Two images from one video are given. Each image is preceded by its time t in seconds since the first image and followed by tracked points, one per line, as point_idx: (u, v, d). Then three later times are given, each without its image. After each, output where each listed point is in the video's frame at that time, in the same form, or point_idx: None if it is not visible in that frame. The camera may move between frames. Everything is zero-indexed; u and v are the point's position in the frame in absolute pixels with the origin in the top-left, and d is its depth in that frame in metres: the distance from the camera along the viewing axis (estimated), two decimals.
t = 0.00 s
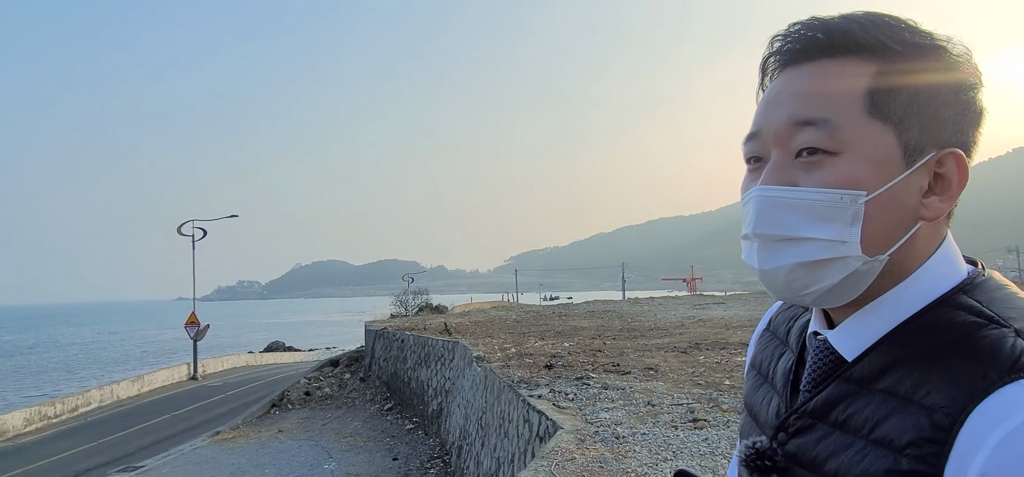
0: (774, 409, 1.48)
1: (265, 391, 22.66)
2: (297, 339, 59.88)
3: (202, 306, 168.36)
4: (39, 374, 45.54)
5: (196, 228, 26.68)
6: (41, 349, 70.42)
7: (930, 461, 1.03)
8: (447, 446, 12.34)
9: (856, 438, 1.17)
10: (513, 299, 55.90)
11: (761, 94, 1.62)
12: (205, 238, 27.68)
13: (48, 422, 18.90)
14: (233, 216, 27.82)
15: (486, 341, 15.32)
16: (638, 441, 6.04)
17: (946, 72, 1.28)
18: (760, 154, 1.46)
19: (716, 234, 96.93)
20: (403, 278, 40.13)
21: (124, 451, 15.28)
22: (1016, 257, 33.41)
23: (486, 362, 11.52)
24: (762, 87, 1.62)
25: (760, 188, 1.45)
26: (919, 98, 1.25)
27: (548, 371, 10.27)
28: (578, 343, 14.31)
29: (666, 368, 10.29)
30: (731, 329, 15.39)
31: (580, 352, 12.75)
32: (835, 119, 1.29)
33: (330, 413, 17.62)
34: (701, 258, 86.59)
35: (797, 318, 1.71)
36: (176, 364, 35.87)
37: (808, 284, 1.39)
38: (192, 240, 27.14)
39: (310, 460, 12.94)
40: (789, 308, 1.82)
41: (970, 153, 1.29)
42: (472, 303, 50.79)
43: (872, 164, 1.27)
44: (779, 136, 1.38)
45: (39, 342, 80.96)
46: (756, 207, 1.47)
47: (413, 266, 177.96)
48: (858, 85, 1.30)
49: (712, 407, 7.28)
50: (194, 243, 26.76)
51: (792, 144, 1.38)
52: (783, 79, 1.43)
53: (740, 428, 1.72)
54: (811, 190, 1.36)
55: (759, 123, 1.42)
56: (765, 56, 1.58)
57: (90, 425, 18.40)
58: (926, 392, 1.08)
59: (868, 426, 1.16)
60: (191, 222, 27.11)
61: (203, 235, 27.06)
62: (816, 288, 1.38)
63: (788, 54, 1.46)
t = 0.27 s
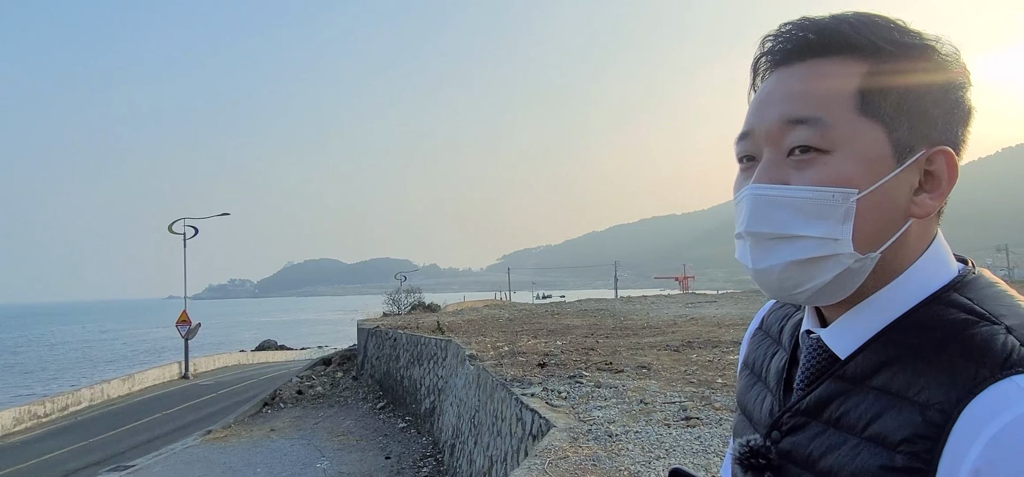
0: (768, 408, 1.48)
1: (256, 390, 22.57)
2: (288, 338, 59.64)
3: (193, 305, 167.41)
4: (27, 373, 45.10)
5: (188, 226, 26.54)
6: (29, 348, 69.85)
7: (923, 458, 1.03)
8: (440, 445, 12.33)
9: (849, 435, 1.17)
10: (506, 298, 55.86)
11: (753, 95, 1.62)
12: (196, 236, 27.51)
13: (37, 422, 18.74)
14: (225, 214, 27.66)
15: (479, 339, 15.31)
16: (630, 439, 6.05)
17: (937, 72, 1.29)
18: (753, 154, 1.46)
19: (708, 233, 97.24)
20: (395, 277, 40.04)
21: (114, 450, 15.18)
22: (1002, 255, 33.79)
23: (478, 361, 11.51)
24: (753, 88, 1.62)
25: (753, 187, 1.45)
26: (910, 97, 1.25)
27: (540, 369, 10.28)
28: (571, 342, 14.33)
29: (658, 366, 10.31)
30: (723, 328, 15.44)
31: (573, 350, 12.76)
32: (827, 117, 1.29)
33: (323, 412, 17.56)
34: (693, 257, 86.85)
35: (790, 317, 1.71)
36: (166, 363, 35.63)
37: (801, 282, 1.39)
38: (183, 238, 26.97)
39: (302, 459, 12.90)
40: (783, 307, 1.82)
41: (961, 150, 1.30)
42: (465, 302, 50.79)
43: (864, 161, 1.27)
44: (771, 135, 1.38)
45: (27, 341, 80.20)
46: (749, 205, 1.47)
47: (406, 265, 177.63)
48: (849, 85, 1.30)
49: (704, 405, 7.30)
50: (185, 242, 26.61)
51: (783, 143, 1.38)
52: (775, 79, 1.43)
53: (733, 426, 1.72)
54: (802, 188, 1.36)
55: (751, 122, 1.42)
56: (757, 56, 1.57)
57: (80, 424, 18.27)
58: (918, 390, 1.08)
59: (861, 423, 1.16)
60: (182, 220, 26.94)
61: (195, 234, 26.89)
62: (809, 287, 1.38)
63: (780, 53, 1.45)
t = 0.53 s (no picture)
0: (766, 406, 1.47)
1: (249, 388, 22.47)
2: (281, 336, 59.40)
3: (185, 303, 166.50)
4: (16, 372, 44.71)
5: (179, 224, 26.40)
6: (20, 346, 69.43)
7: (924, 453, 1.02)
8: (433, 443, 12.31)
9: (849, 433, 1.16)
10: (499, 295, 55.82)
11: (737, 101, 1.60)
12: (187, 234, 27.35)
13: (28, 421, 18.60)
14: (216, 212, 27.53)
15: (472, 337, 15.30)
16: (624, 436, 6.06)
17: (924, 69, 1.28)
18: (745, 158, 1.45)
19: (700, 231, 97.52)
20: (388, 275, 39.89)
21: (106, 449, 15.08)
22: (991, 251, 34.05)
23: (472, 359, 11.50)
24: (737, 94, 1.61)
25: (748, 188, 1.44)
26: (896, 94, 1.25)
27: (534, 367, 10.27)
28: (564, 340, 14.34)
29: (651, 364, 10.33)
30: (716, 325, 15.49)
31: (566, 348, 12.76)
32: (816, 117, 1.28)
33: (316, 410, 17.51)
34: (686, 255, 87.07)
35: (786, 315, 1.70)
36: (157, 362, 35.42)
37: (800, 281, 1.38)
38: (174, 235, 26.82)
39: (295, 457, 12.86)
40: (778, 305, 1.81)
41: (947, 144, 1.30)
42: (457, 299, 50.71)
43: (855, 157, 1.26)
44: (761, 138, 1.37)
45: (16, 340, 79.51)
46: (745, 207, 1.46)
47: (399, 263, 177.29)
48: (835, 85, 1.29)
49: (697, 403, 7.31)
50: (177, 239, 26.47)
51: (775, 145, 1.37)
52: (760, 84, 1.42)
53: (731, 425, 1.70)
54: (798, 187, 1.35)
55: (740, 127, 1.41)
56: (739, 62, 1.56)
57: (71, 423, 18.13)
58: (919, 387, 1.07)
59: (860, 421, 1.15)
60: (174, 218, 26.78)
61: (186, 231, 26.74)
62: (806, 286, 1.37)
63: (761, 61, 1.44)
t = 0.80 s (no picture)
0: (765, 403, 1.47)
1: (244, 387, 22.41)
2: (276, 334, 59.25)
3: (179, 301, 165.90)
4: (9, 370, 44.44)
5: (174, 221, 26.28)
6: (15, 344, 69.12)
7: (922, 450, 1.02)
8: (429, 441, 12.30)
9: (848, 430, 1.16)
10: (494, 293, 55.77)
11: (738, 99, 1.60)
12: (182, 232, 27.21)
13: (21, 419, 18.50)
14: (211, 210, 27.39)
15: (468, 335, 15.29)
16: (620, 434, 6.06)
17: (925, 69, 1.28)
18: (744, 155, 1.45)
19: (696, 229, 97.68)
20: (384, 273, 39.83)
21: (100, 448, 15.03)
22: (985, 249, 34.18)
23: (468, 357, 11.49)
24: (737, 92, 1.60)
25: (748, 185, 1.44)
26: (896, 91, 1.25)
27: (530, 365, 10.27)
28: (560, 338, 14.34)
29: (647, 362, 10.33)
30: (711, 323, 15.52)
31: (562, 346, 12.76)
32: (815, 114, 1.28)
33: (311, 408, 17.48)
34: (681, 253, 87.18)
35: (784, 313, 1.70)
36: (152, 360, 35.27)
37: (799, 278, 1.38)
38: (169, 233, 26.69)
39: (291, 455, 12.83)
40: (776, 303, 1.81)
41: (946, 142, 1.29)
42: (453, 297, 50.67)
43: (854, 154, 1.26)
44: (761, 135, 1.37)
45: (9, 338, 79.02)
46: (745, 203, 1.46)
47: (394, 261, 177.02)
48: (835, 83, 1.28)
49: (693, 400, 7.32)
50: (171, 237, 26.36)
51: (774, 143, 1.37)
52: (761, 82, 1.41)
53: (730, 423, 1.70)
54: (798, 184, 1.35)
55: (739, 124, 1.41)
56: (741, 58, 1.56)
57: (65, 422, 18.05)
58: (918, 383, 1.07)
59: (859, 417, 1.14)
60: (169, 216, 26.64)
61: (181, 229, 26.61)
62: (806, 282, 1.37)
63: (763, 58, 1.44)
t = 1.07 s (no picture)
0: (762, 400, 1.47)
1: (240, 385, 22.38)
2: (271, 332, 59.12)
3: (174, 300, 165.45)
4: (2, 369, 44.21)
5: (169, 219, 26.18)
6: (10, 342, 68.93)
7: (918, 444, 1.03)
8: (426, 438, 12.32)
9: (846, 425, 1.16)
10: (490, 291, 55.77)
11: (736, 97, 1.60)
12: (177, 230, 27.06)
13: (16, 418, 18.43)
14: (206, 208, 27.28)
15: (464, 333, 15.30)
16: (616, 432, 6.08)
17: (923, 69, 1.29)
18: (741, 151, 1.45)
19: (692, 227, 97.82)
20: (379, 270, 39.76)
21: (96, 446, 14.99)
22: (979, 247, 34.38)
23: (464, 354, 11.50)
24: (734, 90, 1.60)
25: (745, 181, 1.44)
26: (893, 90, 1.25)
27: (526, 363, 10.29)
28: (556, 335, 14.36)
29: (643, 359, 10.36)
30: (707, 321, 15.56)
31: (558, 343, 12.78)
32: (814, 111, 1.28)
33: (307, 406, 17.47)
34: (677, 250, 87.32)
35: (780, 311, 1.71)
36: (147, 359, 35.18)
37: (795, 273, 1.39)
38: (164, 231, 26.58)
39: (287, 453, 12.83)
40: (774, 301, 1.82)
41: (940, 140, 1.30)
42: (450, 295, 50.68)
43: (849, 151, 1.26)
44: (758, 132, 1.37)
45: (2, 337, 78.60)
46: (741, 201, 1.46)
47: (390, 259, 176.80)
48: (832, 83, 1.29)
49: (689, 397, 7.35)
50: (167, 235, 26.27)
51: (771, 138, 1.37)
52: (759, 79, 1.41)
53: (727, 420, 1.70)
54: (795, 180, 1.35)
55: (736, 121, 1.41)
56: (738, 55, 1.56)
57: (60, 420, 17.99)
58: (913, 379, 1.07)
59: (856, 413, 1.15)
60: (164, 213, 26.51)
61: (176, 227, 26.45)
62: (802, 279, 1.37)
63: (761, 55, 1.44)
